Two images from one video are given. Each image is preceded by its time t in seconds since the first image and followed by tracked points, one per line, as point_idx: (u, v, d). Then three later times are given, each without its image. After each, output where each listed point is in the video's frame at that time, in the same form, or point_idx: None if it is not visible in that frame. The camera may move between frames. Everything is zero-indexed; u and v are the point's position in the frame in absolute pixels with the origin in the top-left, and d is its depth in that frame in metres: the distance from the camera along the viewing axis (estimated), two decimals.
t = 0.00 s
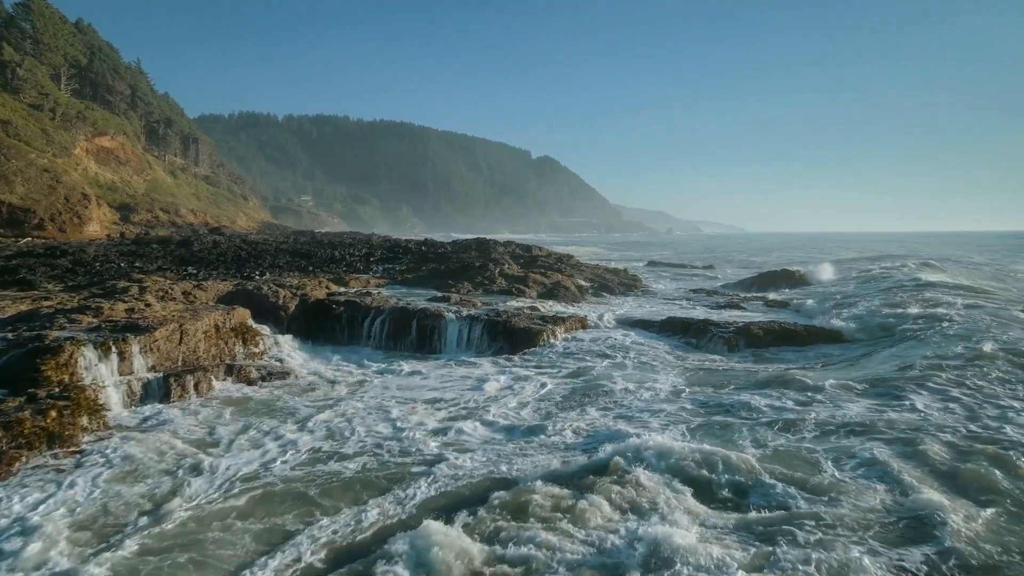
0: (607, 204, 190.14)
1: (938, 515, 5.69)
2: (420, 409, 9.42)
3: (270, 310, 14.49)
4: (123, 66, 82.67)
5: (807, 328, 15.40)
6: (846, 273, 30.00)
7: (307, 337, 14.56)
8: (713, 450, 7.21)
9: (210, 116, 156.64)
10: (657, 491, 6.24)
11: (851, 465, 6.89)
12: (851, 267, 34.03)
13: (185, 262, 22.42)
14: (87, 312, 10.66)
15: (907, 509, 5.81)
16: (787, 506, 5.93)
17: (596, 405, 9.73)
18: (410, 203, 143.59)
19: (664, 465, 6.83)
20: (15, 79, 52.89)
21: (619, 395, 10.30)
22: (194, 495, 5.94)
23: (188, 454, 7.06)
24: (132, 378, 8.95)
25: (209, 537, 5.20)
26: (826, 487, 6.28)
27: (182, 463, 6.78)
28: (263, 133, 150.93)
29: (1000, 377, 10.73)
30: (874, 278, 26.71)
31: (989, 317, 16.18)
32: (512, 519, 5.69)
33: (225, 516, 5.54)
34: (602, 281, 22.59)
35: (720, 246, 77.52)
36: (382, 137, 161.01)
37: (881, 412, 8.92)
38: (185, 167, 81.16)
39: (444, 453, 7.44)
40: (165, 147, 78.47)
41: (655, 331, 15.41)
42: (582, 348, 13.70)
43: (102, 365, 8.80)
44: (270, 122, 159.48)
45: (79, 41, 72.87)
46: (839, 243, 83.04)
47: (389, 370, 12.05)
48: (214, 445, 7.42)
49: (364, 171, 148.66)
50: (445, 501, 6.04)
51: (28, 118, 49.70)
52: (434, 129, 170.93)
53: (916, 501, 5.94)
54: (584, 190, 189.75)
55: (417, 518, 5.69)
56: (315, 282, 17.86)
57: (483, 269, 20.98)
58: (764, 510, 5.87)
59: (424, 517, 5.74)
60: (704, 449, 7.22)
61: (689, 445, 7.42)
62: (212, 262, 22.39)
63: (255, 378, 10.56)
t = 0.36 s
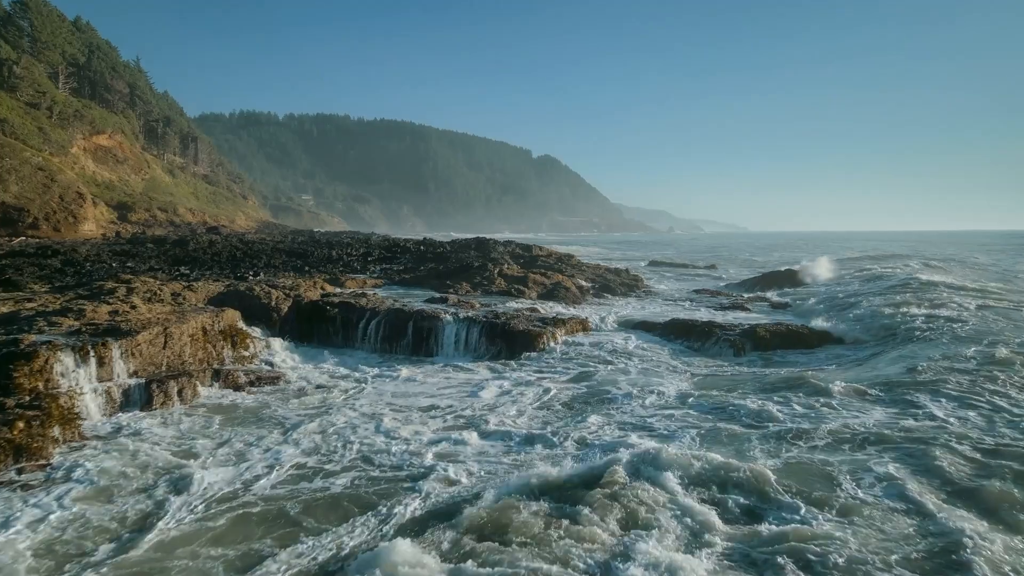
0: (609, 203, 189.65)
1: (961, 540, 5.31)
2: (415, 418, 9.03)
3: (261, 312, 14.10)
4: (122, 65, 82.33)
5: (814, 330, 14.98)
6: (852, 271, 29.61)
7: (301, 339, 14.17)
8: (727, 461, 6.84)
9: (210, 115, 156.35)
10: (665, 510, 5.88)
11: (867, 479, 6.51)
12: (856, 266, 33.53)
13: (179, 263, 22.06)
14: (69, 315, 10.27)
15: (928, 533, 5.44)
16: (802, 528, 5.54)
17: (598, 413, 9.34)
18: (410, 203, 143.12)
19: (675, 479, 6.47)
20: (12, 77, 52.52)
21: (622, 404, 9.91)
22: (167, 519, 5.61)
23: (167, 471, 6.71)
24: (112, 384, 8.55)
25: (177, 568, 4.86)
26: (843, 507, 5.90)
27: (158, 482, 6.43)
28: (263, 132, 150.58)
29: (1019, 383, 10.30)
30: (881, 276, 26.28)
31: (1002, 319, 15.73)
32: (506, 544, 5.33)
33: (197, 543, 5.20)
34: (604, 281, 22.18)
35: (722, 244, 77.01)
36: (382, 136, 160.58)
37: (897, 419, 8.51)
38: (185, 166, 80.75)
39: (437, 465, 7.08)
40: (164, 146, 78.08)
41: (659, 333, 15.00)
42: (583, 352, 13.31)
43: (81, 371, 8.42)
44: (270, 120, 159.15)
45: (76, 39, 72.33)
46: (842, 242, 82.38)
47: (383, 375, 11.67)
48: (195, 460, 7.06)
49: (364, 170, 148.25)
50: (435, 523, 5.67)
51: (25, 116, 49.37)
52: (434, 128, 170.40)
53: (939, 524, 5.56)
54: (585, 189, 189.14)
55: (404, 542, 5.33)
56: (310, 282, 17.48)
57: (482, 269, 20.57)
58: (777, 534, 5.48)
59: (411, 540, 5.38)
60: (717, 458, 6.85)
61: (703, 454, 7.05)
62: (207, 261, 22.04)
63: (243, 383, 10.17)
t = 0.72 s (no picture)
0: (610, 202, 189.16)
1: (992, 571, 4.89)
2: (407, 427, 8.61)
3: (253, 314, 13.69)
4: (121, 64, 81.97)
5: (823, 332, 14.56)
6: (857, 270, 29.17)
7: (294, 342, 13.78)
8: (743, 475, 6.45)
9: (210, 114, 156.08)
10: (672, 531, 5.49)
11: (886, 497, 6.08)
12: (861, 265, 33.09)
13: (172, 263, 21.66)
14: (49, 317, 9.87)
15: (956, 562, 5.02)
16: (821, 556, 5.11)
17: (600, 422, 8.94)
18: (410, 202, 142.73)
19: (687, 496, 6.09)
20: (9, 75, 52.12)
21: (625, 413, 9.47)
22: (134, 547, 5.23)
23: (140, 489, 6.31)
24: (89, 391, 8.15)
25: None
26: (863, 532, 5.47)
27: (130, 503, 6.04)
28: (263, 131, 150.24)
29: None
30: (887, 275, 25.84)
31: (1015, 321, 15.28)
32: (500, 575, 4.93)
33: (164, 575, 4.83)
34: (605, 282, 21.76)
35: (725, 243, 76.58)
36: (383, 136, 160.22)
37: (915, 428, 8.07)
38: (184, 165, 80.34)
39: (428, 480, 6.65)
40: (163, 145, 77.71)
41: (663, 336, 14.57)
42: (584, 356, 12.91)
43: (56, 377, 8.02)
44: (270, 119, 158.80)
45: (75, 38, 71.92)
46: (845, 241, 81.98)
47: (377, 381, 11.28)
48: (171, 476, 6.67)
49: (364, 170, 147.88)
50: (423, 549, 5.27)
51: (22, 114, 49.02)
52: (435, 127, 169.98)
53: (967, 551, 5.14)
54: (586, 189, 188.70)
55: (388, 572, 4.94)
56: (305, 283, 17.09)
57: (481, 269, 20.17)
58: (793, 561, 5.05)
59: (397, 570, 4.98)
60: (734, 472, 6.47)
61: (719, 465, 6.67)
62: (201, 261, 21.68)
63: (230, 388, 9.77)
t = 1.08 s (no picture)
0: (611, 201, 188.74)
1: None
2: (400, 437, 8.22)
3: (245, 316, 13.33)
4: (121, 62, 81.63)
5: (830, 334, 14.16)
6: (862, 269, 28.80)
7: (287, 344, 13.42)
8: (765, 492, 6.08)
9: (211, 114, 155.80)
10: (680, 555, 5.13)
11: (907, 518, 5.67)
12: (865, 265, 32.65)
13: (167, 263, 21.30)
14: (29, 320, 9.50)
15: None
16: None
17: (602, 432, 8.57)
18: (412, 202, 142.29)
19: (702, 516, 5.73)
20: (6, 73, 51.73)
21: (628, 422, 9.08)
22: None
23: (116, 508, 5.96)
24: (67, 399, 7.78)
25: None
26: (885, 560, 5.09)
27: (102, 523, 5.68)
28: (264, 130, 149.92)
29: None
30: (892, 275, 25.45)
31: None
32: None
33: None
34: (607, 282, 21.38)
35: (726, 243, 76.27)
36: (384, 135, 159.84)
37: (934, 437, 7.67)
38: (183, 164, 80.01)
39: (420, 496, 6.27)
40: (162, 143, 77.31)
41: (666, 338, 14.17)
42: (586, 360, 12.55)
43: (31, 385, 7.64)
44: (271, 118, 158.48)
45: (74, 36, 71.58)
46: (848, 240, 81.58)
47: (372, 386, 10.92)
48: (149, 493, 6.31)
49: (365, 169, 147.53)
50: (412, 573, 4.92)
51: (19, 112, 48.68)
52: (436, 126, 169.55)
53: None
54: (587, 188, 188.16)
55: None
56: (300, 283, 16.73)
57: (480, 269, 19.79)
58: None
59: None
60: (756, 488, 6.10)
61: (741, 480, 6.29)
62: (196, 261, 21.32)
63: (217, 395, 9.38)
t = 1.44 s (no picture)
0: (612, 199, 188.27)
1: None
2: (392, 450, 7.78)
3: (235, 318, 12.98)
4: (120, 60, 81.26)
5: (839, 338, 13.73)
6: (867, 268, 28.41)
7: (279, 347, 12.98)
8: (781, 515, 5.66)
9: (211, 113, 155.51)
10: None
11: (939, 549, 5.19)
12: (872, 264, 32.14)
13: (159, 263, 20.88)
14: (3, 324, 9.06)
15: None
16: None
17: (606, 443, 8.12)
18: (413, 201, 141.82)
19: (714, 543, 5.32)
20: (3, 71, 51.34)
21: (634, 431, 8.63)
22: None
23: (82, 533, 5.54)
24: (39, 409, 7.36)
25: None
26: None
27: (66, 551, 5.27)
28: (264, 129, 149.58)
29: None
30: (899, 275, 25.02)
31: None
32: None
33: None
34: (609, 283, 20.91)
35: (727, 241, 75.99)
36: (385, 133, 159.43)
37: (959, 450, 7.20)
38: (183, 162, 79.71)
39: (410, 519, 5.82)
40: (162, 142, 76.94)
41: (671, 341, 13.72)
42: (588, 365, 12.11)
43: None
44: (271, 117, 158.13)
45: (73, 34, 71.21)
46: (851, 238, 81.09)
47: (364, 392, 10.48)
48: (120, 515, 5.90)
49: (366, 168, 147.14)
50: None
51: (16, 110, 48.31)
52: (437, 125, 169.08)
53: None
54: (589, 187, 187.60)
55: None
56: (294, 284, 16.31)
57: (479, 269, 19.35)
58: None
59: None
60: (784, 511, 5.68)
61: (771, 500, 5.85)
62: (190, 261, 20.91)
63: (201, 402, 8.94)
